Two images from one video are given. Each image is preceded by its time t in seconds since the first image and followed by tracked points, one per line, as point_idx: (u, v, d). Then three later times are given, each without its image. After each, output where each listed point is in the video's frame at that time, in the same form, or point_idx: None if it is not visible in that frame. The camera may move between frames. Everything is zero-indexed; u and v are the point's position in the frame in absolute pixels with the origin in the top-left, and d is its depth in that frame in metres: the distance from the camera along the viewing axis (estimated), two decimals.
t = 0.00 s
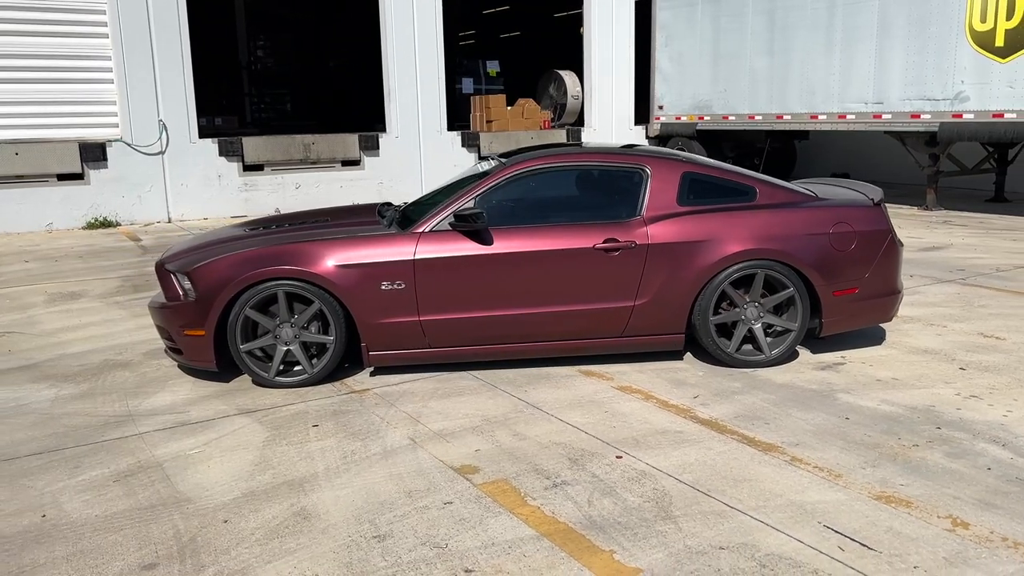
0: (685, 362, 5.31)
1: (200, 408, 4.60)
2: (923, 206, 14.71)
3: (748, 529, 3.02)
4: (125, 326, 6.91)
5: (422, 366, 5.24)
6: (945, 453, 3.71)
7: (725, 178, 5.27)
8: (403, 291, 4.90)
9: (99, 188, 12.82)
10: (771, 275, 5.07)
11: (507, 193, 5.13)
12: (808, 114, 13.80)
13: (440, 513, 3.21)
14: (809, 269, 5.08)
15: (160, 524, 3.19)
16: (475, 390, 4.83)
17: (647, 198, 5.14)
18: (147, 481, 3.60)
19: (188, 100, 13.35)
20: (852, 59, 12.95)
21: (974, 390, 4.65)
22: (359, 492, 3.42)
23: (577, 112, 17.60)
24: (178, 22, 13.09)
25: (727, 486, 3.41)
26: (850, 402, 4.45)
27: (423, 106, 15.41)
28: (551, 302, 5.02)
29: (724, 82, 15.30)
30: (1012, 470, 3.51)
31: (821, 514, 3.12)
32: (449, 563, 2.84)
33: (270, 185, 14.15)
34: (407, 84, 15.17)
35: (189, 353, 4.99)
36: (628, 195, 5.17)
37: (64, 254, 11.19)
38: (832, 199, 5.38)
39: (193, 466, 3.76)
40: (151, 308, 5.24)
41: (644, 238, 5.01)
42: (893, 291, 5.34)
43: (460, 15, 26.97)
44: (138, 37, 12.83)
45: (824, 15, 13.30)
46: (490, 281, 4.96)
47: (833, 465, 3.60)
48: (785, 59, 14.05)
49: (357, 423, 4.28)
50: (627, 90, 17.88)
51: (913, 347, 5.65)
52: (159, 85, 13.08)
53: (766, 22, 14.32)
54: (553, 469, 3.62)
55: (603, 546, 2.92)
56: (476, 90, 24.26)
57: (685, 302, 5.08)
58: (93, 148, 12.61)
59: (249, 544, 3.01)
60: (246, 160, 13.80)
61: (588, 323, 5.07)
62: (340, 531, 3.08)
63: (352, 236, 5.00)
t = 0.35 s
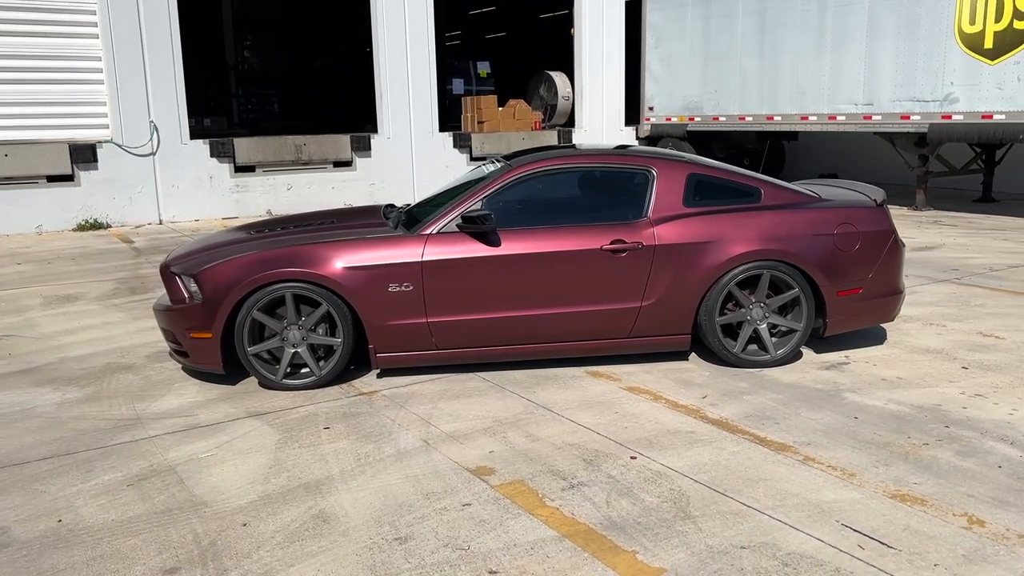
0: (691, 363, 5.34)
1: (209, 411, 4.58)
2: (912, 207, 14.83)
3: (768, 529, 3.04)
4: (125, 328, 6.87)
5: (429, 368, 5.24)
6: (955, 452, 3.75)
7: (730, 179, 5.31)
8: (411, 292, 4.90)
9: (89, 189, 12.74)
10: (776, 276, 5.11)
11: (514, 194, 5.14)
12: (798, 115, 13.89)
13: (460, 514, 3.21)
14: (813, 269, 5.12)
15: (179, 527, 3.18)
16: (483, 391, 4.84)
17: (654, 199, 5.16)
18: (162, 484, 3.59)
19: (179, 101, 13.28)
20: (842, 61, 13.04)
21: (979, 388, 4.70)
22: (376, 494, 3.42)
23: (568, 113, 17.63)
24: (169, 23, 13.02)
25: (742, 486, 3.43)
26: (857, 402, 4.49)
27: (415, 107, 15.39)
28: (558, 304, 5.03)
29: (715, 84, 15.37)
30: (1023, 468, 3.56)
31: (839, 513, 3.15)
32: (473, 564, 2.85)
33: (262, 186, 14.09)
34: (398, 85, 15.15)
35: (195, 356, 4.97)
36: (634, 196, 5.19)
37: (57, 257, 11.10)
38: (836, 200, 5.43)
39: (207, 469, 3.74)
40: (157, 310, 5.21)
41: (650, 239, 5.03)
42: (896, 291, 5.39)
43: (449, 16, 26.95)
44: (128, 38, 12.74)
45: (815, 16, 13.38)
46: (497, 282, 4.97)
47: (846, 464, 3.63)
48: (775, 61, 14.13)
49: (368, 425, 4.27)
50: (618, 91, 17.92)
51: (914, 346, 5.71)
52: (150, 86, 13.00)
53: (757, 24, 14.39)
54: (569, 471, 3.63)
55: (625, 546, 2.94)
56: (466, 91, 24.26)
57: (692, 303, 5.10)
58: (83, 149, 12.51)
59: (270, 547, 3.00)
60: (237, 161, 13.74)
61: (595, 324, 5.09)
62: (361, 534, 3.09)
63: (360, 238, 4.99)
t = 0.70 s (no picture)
0: (695, 363, 5.36)
1: (214, 414, 4.55)
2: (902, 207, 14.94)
3: (785, 528, 3.05)
4: (122, 330, 6.81)
5: (434, 370, 5.23)
6: (964, 450, 3.78)
7: (734, 180, 5.33)
8: (417, 294, 4.89)
9: (78, 191, 12.63)
10: (779, 276, 5.14)
11: (519, 195, 5.14)
12: (788, 116, 13.96)
13: (477, 516, 3.20)
14: (817, 269, 5.15)
15: (193, 532, 3.15)
16: (490, 392, 4.83)
17: (658, 200, 5.17)
18: (172, 488, 3.56)
19: (169, 101, 13.19)
20: (832, 62, 13.12)
21: (982, 387, 4.74)
22: (390, 496, 3.41)
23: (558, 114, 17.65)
24: (158, 23, 12.94)
25: (756, 485, 3.45)
26: (863, 401, 4.52)
27: (406, 107, 15.37)
28: (563, 304, 5.03)
29: (705, 85, 15.43)
30: None
31: (854, 512, 3.17)
32: (493, 566, 2.84)
33: (253, 187, 14.02)
34: (389, 86, 15.12)
35: (199, 359, 4.93)
36: (638, 197, 5.20)
37: (47, 258, 10.99)
38: (838, 200, 5.46)
39: (217, 472, 3.71)
40: (159, 313, 5.17)
41: (655, 240, 5.04)
42: (897, 291, 5.42)
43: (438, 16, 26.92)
44: (117, 38, 12.64)
45: (805, 17, 13.45)
46: (503, 283, 4.96)
47: (857, 463, 3.65)
48: (765, 62, 14.19)
49: (377, 427, 4.26)
50: (608, 92, 17.93)
51: (915, 346, 5.75)
52: (139, 86, 12.91)
53: (746, 25, 14.45)
54: (582, 472, 3.62)
55: (645, 547, 2.94)
56: (456, 91, 24.23)
57: (697, 303, 5.12)
58: (72, 150, 12.40)
59: (287, 551, 2.98)
60: (228, 162, 13.68)
61: (600, 324, 5.09)
62: (378, 536, 3.07)
63: (365, 239, 4.97)
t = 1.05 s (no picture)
0: (699, 364, 5.37)
1: (221, 418, 4.51)
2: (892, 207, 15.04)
3: (804, 529, 3.05)
4: (120, 334, 6.74)
5: (440, 371, 5.22)
6: (974, 450, 3.80)
7: (738, 181, 5.34)
8: (423, 296, 4.88)
9: (67, 192, 12.51)
10: (784, 277, 5.17)
11: (525, 196, 5.13)
12: (778, 117, 14.02)
13: (495, 519, 3.20)
14: (821, 270, 5.17)
15: (209, 537, 3.12)
16: (497, 394, 4.82)
17: (663, 201, 5.19)
18: (184, 493, 3.53)
19: (159, 102, 13.09)
20: (822, 63, 13.18)
21: (985, 387, 4.78)
22: (405, 501, 3.40)
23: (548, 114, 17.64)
24: (148, 23, 12.84)
25: (771, 486, 3.45)
26: (871, 401, 4.54)
27: (397, 108, 15.33)
28: (570, 306, 5.03)
29: (695, 86, 15.47)
30: None
31: (872, 513, 3.18)
32: (515, 569, 2.83)
33: (243, 189, 13.94)
34: (380, 86, 15.07)
35: (203, 362, 4.89)
36: (644, 198, 5.21)
37: (39, 261, 10.88)
38: (841, 201, 5.49)
39: (228, 477, 3.68)
40: (162, 316, 5.14)
41: (661, 241, 5.06)
42: (901, 291, 5.45)
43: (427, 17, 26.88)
44: (105, 38, 12.53)
45: (795, 18, 13.51)
46: (510, 285, 4.96)
47: (869, 463, 3.67)
48: (755, 63, 14.25)
49: (387, 430, 4.24)
50: (598, 92, 17.95)
51: (917, 345, 5.79)
52: (128, 87, 12.81)
53: (736, 26, 14.49)
54: (596, 474, 3.62)
55: (666, 549, 2.94)
56: (446, 92, 24.20)
57: (702, 304, 5.14)
58: (61, 151, 12.28)
59: (306, 557, 2.96)
60: (218, 163, 13.59)
61: (606, 325, 5.10)
62: (398, 541, 3.06)
63: (371, 241, 4.96)
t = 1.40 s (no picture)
0: (702, 365, 5.39)
1: (226, 421, 4.49)
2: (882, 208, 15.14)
3: (818, 529, 3.06)
4: (118, 337, 6.69)
5: (444, 373, 5.21)
6: (980, 450, 3.83)
7: (741, 183, 5.37)
8: (428, 299, 4.88)
9: (56, 194, 12.40)
10: (787, 278, 5.19)
11: (529, 198, 5.13)
12: (769, 118, 14.09)
13: (510, 522, 3.19)
14: (824, 271, 5.20)
15: (222, 543, 3.10)
16: (503, 396, 4.82)
17: (667, 203, 5.20)
18: (194, 498, 3.50)
19: (149, 103, 13.01)
20: (812, 65, 13.25)
21: (987, 386, 4.82)
22: (418, 504, 3.39)
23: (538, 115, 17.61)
24: (138, 24, 12.76)
25: (783, 487, 3.47)
26: (875, 401, 4.57)
27: (388, 110, 15.30)
28: (575, 307, 5.04)
29: (684, 87, 15.53)
30: None
31: (884, 513, 3.19)
32: (533, 572, 2.83)
33: (234, 190, 13.87)
34: (370, 87, 15.02)
35: (207, 366, 4.87)
36: (647, 199, 5.22)
37: (29, 263, 10.78)
38: (841, 202, 5.53)
39: (238, 481, 3.66)
40: (164, 319, 5.10)
41: (665, 243, 5.07)
42: (901, 292, 5.49)
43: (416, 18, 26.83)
44: (95, 39, 12.44)
45: (784, 20, 13.59)
46: (515, 287, 4.96)
47: (878, 464, 3.69)
48: (745, 64, 14.31)
49: (395, 434, 4.23)
50: (588, 93, 17.95)
51: (916, 346, 5.84)
52: (118, 88, 12.72)
53: (726, 28, 14.55)
54: (608, 476, 3.62)
55: (682, 550, 2.95)
56: (436, 93, 24.16)
57: (705, 306, 5.16)
58: (50, 153, 12.17)
59: (321, 562, 2.94)
60: (209, 164, 13.50)
61: (610, 327, 5.10)
62: (413, 545, 3.05)
63: (375, 244, 4.94)
